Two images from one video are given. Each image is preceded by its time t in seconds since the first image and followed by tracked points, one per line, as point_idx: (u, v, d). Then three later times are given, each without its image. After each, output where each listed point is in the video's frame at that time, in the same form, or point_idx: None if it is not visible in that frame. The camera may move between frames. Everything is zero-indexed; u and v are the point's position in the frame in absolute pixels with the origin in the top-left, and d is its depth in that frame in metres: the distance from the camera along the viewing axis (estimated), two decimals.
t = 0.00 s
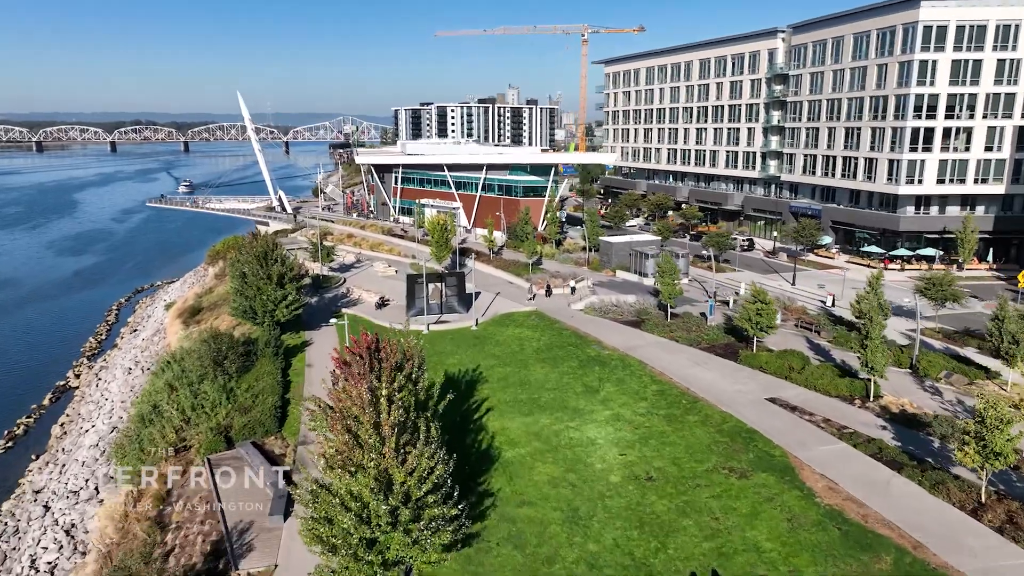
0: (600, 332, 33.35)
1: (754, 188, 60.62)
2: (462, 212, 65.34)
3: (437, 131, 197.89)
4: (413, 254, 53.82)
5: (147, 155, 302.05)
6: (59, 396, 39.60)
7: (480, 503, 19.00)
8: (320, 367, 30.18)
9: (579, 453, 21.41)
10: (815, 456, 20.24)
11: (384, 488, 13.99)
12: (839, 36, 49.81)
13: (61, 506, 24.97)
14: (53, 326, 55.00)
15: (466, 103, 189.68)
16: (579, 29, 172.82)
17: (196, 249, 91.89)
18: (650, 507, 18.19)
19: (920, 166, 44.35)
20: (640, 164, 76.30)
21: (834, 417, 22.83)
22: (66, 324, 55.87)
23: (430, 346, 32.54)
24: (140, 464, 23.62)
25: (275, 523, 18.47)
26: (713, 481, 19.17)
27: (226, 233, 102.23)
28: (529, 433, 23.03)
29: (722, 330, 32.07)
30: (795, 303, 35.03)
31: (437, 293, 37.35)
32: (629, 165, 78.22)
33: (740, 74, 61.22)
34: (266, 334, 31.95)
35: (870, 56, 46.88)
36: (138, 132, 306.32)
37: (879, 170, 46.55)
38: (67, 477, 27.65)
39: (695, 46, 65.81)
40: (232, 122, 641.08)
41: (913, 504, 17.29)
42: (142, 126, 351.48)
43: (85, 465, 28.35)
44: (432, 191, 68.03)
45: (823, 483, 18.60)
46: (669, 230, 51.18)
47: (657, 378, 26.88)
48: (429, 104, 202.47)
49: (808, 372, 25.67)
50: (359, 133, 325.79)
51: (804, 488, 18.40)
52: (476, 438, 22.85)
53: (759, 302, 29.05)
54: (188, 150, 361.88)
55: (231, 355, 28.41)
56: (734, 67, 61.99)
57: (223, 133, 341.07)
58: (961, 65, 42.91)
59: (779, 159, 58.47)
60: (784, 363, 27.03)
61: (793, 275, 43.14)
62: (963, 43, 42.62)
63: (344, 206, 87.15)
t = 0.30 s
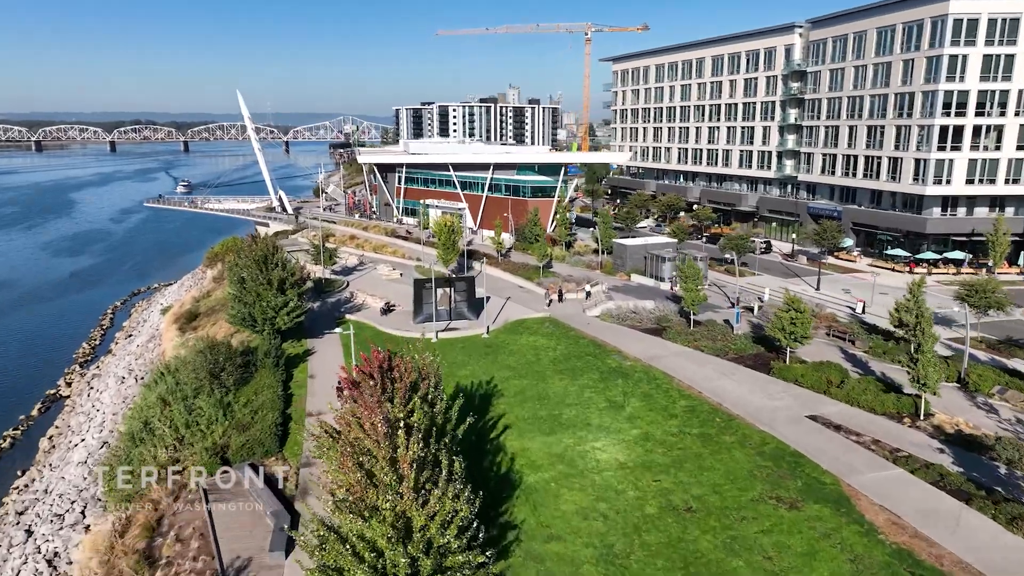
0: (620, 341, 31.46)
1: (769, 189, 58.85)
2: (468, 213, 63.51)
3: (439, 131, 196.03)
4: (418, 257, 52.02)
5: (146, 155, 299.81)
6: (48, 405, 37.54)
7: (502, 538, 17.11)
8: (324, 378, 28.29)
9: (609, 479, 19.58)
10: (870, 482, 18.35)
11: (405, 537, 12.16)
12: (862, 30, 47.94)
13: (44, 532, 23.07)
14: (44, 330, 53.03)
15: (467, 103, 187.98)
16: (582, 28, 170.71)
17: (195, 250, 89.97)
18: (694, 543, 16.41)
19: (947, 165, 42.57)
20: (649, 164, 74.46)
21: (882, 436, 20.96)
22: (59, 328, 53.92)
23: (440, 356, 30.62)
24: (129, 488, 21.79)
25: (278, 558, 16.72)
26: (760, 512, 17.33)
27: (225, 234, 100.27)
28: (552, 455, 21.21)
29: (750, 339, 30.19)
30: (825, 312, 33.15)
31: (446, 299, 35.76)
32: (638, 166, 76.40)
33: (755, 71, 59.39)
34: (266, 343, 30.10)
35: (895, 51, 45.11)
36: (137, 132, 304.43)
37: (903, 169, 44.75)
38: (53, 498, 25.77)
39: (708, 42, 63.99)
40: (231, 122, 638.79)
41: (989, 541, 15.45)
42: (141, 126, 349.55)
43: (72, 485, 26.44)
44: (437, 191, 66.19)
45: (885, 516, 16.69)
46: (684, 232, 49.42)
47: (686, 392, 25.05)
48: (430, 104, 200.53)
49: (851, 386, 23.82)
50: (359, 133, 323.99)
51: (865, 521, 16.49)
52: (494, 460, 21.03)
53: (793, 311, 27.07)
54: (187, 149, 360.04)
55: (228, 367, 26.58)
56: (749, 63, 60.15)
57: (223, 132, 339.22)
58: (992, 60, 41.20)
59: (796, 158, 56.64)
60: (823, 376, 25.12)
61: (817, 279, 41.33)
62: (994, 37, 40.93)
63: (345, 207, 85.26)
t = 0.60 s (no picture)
0: (646, 352, 29.66)
1: (787, 190, 57.13)
2: (476, 215, 61.77)
3: (440, 131, 194.12)
4: (426, 260, 50.28)
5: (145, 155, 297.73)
6: (42, 416, 35.45)
7: None
8: (333, 392, 26.49)
9: (651, 511, 17.82)
10: (942, 516, 16.59)
11: None
12: (888, 24, 46.11)
13: (32, 563, 21.24)
14: (38, 335, 51.12)
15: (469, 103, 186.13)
16: (585, 26, 168.84)
17: (194, 252, 88.11)
18: None
19: (980, 165, 40.86)
20: (660, 164, 72.71)
21: (945, 461, 19.20)
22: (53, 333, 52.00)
23: (457, 368, 28.80)
24: (124, 516, 20.02)
25: None
26: (826, 553, 15.56)
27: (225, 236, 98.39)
28: (584, 482, 19.46)
29: (785, 351, 28.39)
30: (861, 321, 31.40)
31: (459, 305, 33.95)
32: (648, 166, 74.64)
33: (772, 68, 57.64)
34: (270, 355, 28.28)
35: (923, 47, 43.42)
36: (136, 132, 302.51)
37: (932, 169, 43.01)
38: (43, 523, 23.99)
39: (722, 39, 62.26)
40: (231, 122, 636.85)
41: None
42: (140, 126, 347.58)
43: (63, 510, 24.60)
44: (444, 192, 64.44)
45: (968, 559, 14.92)
46: (702, 234, 47.66)
47: (723, 410, 23.28)
48: (432, 104, 198.74)
49: (904, 404, 22.06)
50: (359, 133, 322.12)
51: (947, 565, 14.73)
52: (522, 487, 19.29)
53: (835, 321, 25.25)
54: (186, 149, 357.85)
55: (231, 381, 24.78)
56: (765, 60, 58.39)
57: (223, 132, 337.45)
58: None
59: (816, 158, 54.89)
60: (870, 392, 23.33)
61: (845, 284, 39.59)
62: None
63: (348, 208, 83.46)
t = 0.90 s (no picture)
0: (676, 364, 27.96)
1: (805, 191, 55.50)
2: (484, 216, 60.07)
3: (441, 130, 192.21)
4: (435, 264, 48.58)
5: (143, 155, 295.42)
6: (35, 430, 33.52)
7: None
8: (346, 409, 24.74)
9: (705, 549, 16.17)
10: None
11: None
12: (916, 20, 44.46)
13: None
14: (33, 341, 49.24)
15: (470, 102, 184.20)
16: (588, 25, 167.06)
17: (194, 254, 86.23)
18: None
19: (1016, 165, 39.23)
20: (671, 165, 70.99)
21: None
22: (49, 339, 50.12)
23: (476, 381, 27.07)
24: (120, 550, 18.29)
25: None
26: None
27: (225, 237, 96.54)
28: (626, 513, 17.78)
29: (826, 363, 26.65)
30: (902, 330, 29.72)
31: (475, 313, 32.21)
32: (659, 166, 72.92)
33: (791, 66, 55.95)
34: (277, 369, 26.57)
35: (954, 42, 41.80)
36: (134, 131, 300.30)
37: (964, 170, 41.39)
38: (34, 552, 22.24)
39: (737, 36, 60.53)
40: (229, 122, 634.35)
41: None
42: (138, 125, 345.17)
43: (57, 537, 22.84)
44: (451, 193, 62.71)
45: None
46: (722, 237, 45.98)
47: (769, 430, 21.62)
48: (432, 103, 196.84)
49: (968, 424, 20.42)
50: (358, 133, 320.06)
51: None
52: (559, 519, 17.64)
53: (887, 334, 23.50)
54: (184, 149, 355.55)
55: (238, 397, 23.03)
56: (783, 57, 56.68)
57: (221, 131, 335.23)
58: None
59: (836, 158, 53.24)
60: (928, 411, 21.60)
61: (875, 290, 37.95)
62: None
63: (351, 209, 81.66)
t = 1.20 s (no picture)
0: (712, 377, 26.26)
1: (824, 192, 53.93)
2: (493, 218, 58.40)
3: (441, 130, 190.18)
4: (444, 267, 46.91)
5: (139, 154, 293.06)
6: (30, 444, 31.90)
7: None
8: (362, 428, 22.93)
9: None
10: None
11: None
12: (944, 15, 42.86)
13: None
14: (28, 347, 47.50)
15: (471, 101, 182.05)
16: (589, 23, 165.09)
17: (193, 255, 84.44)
18: None
19: None
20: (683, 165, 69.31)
21: None
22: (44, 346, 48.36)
23: (500, 396, 25.34)
24: None
25: None
26: None
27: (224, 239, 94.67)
28: (681, 550, 16.13)
29: (875, 378, 24.89)
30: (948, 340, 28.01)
31: (494, 322, 30.33)
32: (670, 167, 71.20)
33: (809, 63, 54.29)
34: (288, 384, 24.81)
35: (985, 38, 40.24)
36: (130, 131, 297.79)
37: (997, 170, 39.83)
38: None
39: (753, 32, 58.84)
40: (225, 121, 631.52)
41: None
42: (134, 125, 342.49)
43: (53, 570, 21.16)
44: (458, 194, 61.01)
45: None
46: (742, 240, 44.38)
47: (825, 453, 19.94)
48: (432, 103, 194.81)
49: None
50: (356, 132, 317.85)
51: None
52: (607, 557, 15.92)
53: (946, 348, 21.76)
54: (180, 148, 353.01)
55: (247, 416, 21.28)
56: (801, 54, 55.02)
57: (219, 131, 332.93)
58: None
59: (857, 158, 51.66)
60: (996, 432, 19.90)
61: (908, 296, 36.32)
62: None
63: (354, 210, 79.86)
